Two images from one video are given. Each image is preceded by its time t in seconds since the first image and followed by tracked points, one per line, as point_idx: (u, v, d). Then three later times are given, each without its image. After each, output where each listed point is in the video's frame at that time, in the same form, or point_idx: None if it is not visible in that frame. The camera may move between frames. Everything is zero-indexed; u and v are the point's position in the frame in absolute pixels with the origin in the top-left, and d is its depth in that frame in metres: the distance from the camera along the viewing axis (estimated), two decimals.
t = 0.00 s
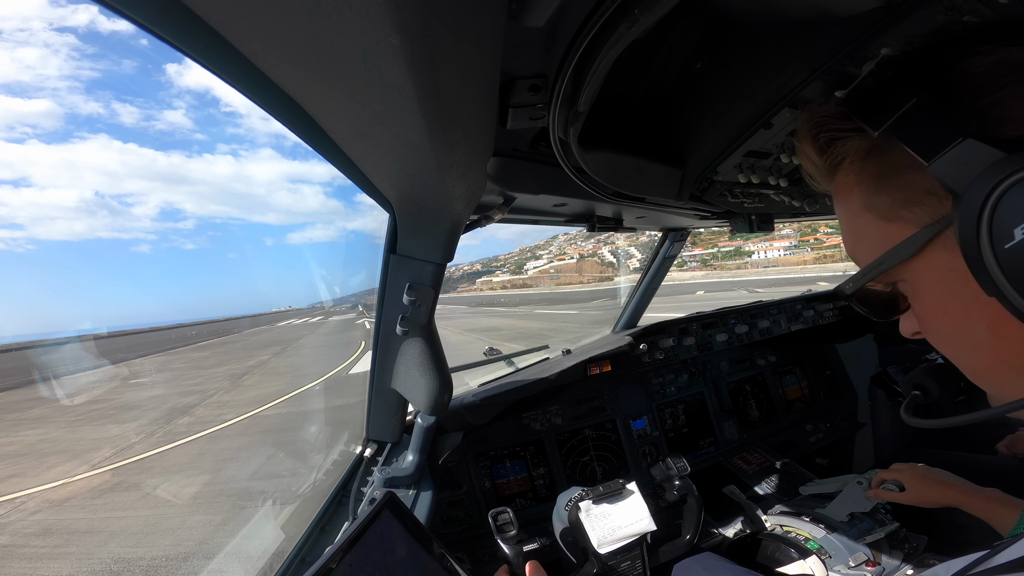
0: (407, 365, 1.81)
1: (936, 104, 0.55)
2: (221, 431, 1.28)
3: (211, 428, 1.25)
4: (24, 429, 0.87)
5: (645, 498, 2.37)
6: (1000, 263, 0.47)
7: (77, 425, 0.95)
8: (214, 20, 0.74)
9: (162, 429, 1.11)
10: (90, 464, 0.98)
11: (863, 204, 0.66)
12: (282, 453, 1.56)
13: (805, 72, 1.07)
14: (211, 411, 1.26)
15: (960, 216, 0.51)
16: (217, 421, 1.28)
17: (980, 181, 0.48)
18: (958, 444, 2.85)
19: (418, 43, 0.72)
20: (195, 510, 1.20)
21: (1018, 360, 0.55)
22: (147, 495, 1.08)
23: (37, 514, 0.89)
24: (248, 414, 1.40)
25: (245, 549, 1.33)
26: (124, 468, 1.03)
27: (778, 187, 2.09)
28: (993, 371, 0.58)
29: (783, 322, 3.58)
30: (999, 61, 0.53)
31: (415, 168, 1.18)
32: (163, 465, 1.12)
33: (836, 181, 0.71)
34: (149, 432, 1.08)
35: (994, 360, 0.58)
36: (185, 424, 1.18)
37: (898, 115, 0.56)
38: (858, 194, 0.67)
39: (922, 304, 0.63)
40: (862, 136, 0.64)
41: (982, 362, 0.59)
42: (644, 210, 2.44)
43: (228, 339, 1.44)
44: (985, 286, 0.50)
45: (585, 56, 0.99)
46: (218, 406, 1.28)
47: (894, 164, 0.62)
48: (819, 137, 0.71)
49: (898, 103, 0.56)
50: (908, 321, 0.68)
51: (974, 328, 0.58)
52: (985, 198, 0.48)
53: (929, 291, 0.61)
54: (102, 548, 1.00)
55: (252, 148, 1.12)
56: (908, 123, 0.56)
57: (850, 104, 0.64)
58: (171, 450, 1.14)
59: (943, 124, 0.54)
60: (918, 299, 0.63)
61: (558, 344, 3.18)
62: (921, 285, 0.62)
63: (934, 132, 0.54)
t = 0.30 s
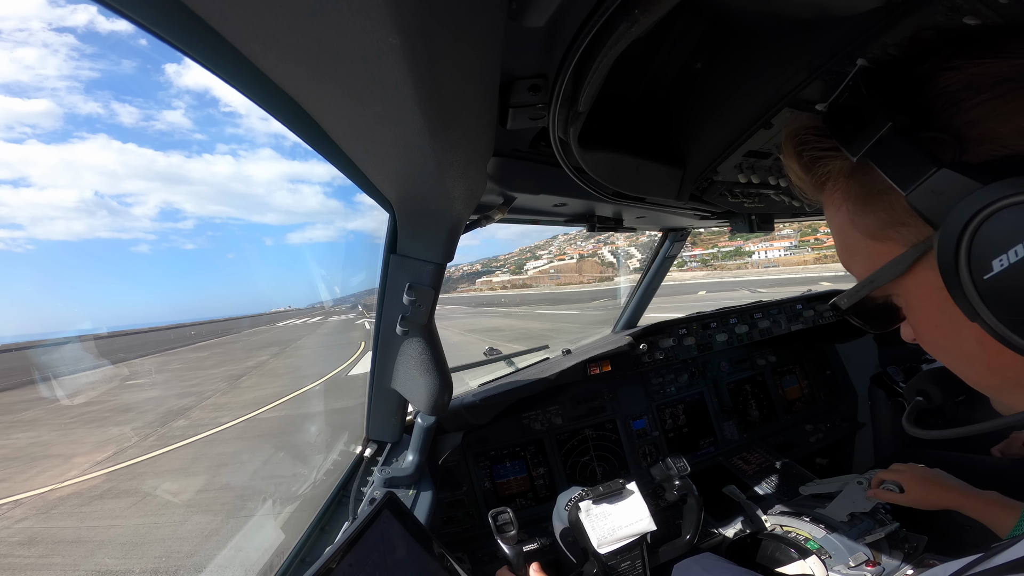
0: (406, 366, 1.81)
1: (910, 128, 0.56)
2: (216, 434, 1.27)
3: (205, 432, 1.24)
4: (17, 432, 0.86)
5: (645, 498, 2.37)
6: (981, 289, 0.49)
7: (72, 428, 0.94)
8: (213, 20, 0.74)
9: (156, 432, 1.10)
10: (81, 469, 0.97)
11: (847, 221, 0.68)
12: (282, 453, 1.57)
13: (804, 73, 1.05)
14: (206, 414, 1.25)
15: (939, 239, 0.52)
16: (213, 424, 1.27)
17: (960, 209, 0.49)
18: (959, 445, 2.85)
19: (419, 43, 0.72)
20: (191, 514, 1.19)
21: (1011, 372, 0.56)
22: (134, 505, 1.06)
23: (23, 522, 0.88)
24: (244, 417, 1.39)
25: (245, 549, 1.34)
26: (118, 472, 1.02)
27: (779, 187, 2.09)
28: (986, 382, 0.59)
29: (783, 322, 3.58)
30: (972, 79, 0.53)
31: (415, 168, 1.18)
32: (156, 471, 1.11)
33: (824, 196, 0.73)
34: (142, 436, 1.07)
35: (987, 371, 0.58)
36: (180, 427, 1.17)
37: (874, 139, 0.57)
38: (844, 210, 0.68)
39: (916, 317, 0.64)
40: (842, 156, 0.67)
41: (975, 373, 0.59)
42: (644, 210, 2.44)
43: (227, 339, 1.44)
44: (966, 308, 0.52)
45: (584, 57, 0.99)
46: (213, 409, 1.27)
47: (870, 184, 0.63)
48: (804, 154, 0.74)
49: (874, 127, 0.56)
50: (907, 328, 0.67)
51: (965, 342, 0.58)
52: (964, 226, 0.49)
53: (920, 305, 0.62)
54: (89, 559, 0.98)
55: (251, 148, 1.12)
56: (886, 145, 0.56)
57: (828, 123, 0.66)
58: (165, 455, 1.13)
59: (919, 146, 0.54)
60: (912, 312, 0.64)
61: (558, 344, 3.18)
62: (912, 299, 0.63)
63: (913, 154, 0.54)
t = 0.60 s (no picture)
0: (407, 366, 1.81)
1: (915, 126, 0.56)
2: (212, 438, 1.26)
3: (200, 436, 1.23)
4: (7, 436, 0.85)
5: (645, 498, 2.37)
6: (977, 287, 0.49)
7: (62, 430, 0.92)
8: (213, 20, 0.74)
9: (149, 435, 1.09)
10: (70, 475, 0.95)
11: (851, 216, 0.68)
12: (282, 453, 1.57)
13: (805, 73, 1.05)
14: (202, 417, 1.24)
15: (939, 237, 0.52)
16: (208, 427, 1.26)
17: (960, 207, 0.49)
18: (958, 445, 2.85)
19: (419, 43, 0.72)
20: (186, 519, 1.18)
21: (1009, 369, 0.56)
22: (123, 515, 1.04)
23: (7, 531, 0.85)
24: (241, 420, 1.38)
25: (245, 549, 1.34)
26: (111, 477, 1.01)
27: (779, 187, 2.09)
28: (985, 378, 0.59)
29: (783, 322, 3.58)
30: (978, 79, 0.53)
31: (415, 168, 1.18)
32: (147, 477, 1.09)
33: (829, 192, 0.73)
34: (136, 439, 1.05)
35: (987, 368, 0.58)
36: (174, 430, 1.15)
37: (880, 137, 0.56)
38: (848, 206, 0.68)
39: (917, 312, 0.64)
40: (848, 152, 0.67)
41: (974, 369, 0.59)
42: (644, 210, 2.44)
43: (227, 339, 1.44)
44: (963, 305, 0.52)
45: (584, 57, 0.99)
46: (208, 412, 1.26)
47: (874, 180, 0.63)
48: (810, 150, 0.74)
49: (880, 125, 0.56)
50: (908, 321, 0.67)
51: (965, 339, 0.58)
52: (963, 224, 0.49)
53: (921, 301, 0.62)
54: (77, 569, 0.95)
55: (251, 148, 1.12)
56: (890, 143, 0.55)
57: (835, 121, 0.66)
58: (158, 459, 1.11)
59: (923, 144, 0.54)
60: (913, 307, 0.64)
61: (558, 344, 3.18)
62: (914, 294, 0.63)
63: (916, 152, 0.54)
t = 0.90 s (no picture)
0: (406, 366, 1.81)
1: (910, 131, 0.56)
2: (207, 442, 1.25)
3: (194, 440, 1.21)
4: None
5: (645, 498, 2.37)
6: (967, 291, 0.50)
7: (52, 434, 0.89)
8: (213, 20, 0.74)
9: (141, 440, 1.07)
10: (56, 481, 0.92)
11: (851, 218, 0.68)
12: (283, 453, 1.58)
13: (804, 74, 1.06)
14: (198, 420, 1.22)
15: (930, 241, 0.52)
16: (204, 431, 1.24)
17: (948, 212, 0.49)
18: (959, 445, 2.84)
19: (419, 43, 0.72)
20: (177, 528, 1.15)
21: (1005, 368, 0.56)
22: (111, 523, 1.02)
23: None
24: (238, 423, 1.36)
25: (246, 549, 1.34)
26: (93, 485, 0.99)
27: (779, 187, 2.09)
28: (982, 376, 0.59)
29: (783, 322, 3.58)
30: (975, 84, 0.53)
31: (415, 168, 1.18)
32: (137, 485, 1.07)
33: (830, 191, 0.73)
34: (128, 444, 1.04)
35: (983, 367, 0.58)
36: (169, 433, 1.14)
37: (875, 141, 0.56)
38: (849, 207, 0.68)
39: (917, 310, 0.63)
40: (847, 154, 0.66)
41: (971, 366, 0.60)
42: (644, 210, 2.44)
43: (227, 339, 1.44)
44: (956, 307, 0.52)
45: (584, 57, 0.99)
46: (204, 415, 1.24)
47: (872, 183, 0.63)
48: (811, 150, 0.73)
49: (876, 129, 0.56)
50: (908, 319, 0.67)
51: (962, 338, 0.58)
52: (953, 229, 0.49)
53: (920, 299, 0.62)
54: None
55: (250, 148, 1.12)
56: (885, 147, 0.55)
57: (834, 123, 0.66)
58: (150, 465, 1.10)
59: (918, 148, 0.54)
60: (914, 304, 0.64)
61: (558, 344, 3.18)
62: (913, 292, 0.62)
63: (911, 156, 0.54)
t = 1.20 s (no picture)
0: (406, 366, 1.81)
1: (936, 112, 0.56)
2: (201, 447, 1.23)
3: (188, 445, 1.20)
4: None
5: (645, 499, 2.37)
6: (992, 275, 0.49)
7: (45, 437, 0.88)
8: (213, 20, 0.74)
9: (133, 445, 1.06)
10: (43, 488, 0.90)
11: (861, 204, 0.67)
12: (283, 453, 1.58)
13: (804, 73, 1.07)
14: (193, 423, 1.21)
15: (958, 224, 0.52)
16: (199, 435, 1.23)
17: (976, 194, 0.49)
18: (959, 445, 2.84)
19: (419, 43, 0.72)
20: (170, 536, 1.14)
21: (1009, 363, 0.57)
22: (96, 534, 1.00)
23: None
24: (235, 426, 1.34)
25: (246, 549, 1.34)
26: (81, 493, 0.98)
27: (778, 187, 2.09)
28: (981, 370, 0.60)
29: (783, 322, 3.58)
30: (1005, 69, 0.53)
31: (415, 168, 1.18)
32: (128, 492, 1.06)
33: (834, 179, 0.72)
34: (121, 448, 1.03)
35: (985, 361, 0.59)
36: (162, 437, 1.13)
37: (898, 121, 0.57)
38: (858, 194, 0.67)
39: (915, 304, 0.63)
40: (865, 137, 0.65)
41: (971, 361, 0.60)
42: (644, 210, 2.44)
43: (227, 339, 1.44)
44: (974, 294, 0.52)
45: (584, 56, 0.99)
46: (199, 418, 1.22)
47: (891, 165, 0.62)
48: (821, 135, 0.71)
49: (899, 110, 0.57)
50: (903, 316, 0.67)
51: (966, 331, 0.58)
52: (982, 211, 0.49)
53: (921, 291, 0.62)
54: None
55: (249, 148, 1.12)
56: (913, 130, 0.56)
57: (852, 105, 0.64)
58: (141, 470, 1.08)
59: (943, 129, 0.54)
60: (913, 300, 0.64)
61: (558, 344, 3.18)
62: (914, 285, 0.62)
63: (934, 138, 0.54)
